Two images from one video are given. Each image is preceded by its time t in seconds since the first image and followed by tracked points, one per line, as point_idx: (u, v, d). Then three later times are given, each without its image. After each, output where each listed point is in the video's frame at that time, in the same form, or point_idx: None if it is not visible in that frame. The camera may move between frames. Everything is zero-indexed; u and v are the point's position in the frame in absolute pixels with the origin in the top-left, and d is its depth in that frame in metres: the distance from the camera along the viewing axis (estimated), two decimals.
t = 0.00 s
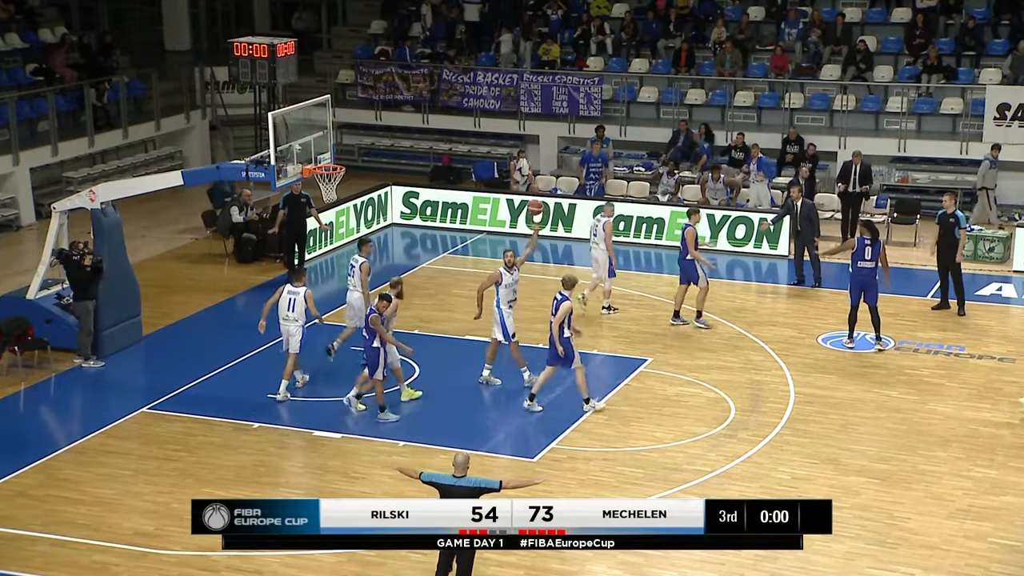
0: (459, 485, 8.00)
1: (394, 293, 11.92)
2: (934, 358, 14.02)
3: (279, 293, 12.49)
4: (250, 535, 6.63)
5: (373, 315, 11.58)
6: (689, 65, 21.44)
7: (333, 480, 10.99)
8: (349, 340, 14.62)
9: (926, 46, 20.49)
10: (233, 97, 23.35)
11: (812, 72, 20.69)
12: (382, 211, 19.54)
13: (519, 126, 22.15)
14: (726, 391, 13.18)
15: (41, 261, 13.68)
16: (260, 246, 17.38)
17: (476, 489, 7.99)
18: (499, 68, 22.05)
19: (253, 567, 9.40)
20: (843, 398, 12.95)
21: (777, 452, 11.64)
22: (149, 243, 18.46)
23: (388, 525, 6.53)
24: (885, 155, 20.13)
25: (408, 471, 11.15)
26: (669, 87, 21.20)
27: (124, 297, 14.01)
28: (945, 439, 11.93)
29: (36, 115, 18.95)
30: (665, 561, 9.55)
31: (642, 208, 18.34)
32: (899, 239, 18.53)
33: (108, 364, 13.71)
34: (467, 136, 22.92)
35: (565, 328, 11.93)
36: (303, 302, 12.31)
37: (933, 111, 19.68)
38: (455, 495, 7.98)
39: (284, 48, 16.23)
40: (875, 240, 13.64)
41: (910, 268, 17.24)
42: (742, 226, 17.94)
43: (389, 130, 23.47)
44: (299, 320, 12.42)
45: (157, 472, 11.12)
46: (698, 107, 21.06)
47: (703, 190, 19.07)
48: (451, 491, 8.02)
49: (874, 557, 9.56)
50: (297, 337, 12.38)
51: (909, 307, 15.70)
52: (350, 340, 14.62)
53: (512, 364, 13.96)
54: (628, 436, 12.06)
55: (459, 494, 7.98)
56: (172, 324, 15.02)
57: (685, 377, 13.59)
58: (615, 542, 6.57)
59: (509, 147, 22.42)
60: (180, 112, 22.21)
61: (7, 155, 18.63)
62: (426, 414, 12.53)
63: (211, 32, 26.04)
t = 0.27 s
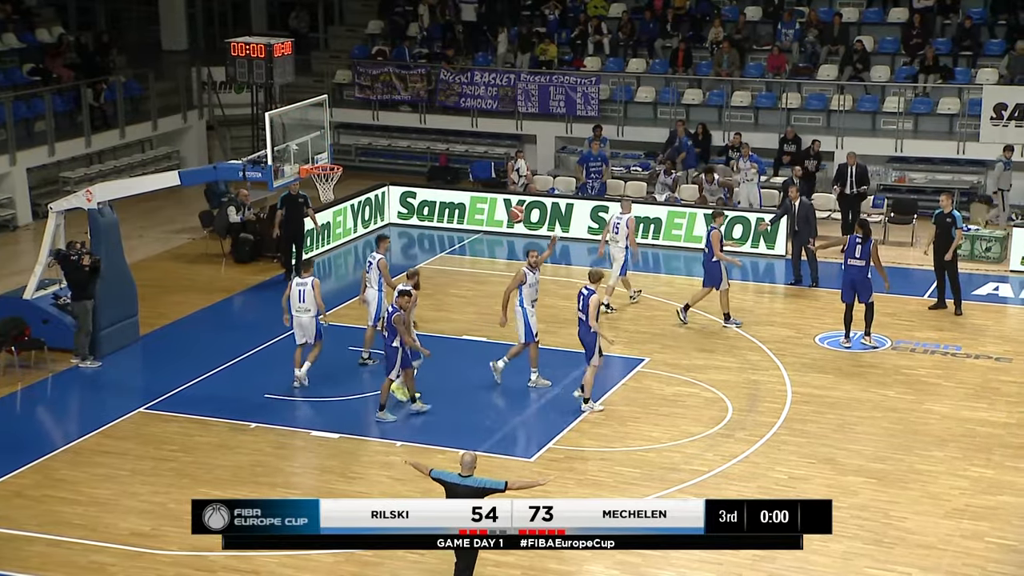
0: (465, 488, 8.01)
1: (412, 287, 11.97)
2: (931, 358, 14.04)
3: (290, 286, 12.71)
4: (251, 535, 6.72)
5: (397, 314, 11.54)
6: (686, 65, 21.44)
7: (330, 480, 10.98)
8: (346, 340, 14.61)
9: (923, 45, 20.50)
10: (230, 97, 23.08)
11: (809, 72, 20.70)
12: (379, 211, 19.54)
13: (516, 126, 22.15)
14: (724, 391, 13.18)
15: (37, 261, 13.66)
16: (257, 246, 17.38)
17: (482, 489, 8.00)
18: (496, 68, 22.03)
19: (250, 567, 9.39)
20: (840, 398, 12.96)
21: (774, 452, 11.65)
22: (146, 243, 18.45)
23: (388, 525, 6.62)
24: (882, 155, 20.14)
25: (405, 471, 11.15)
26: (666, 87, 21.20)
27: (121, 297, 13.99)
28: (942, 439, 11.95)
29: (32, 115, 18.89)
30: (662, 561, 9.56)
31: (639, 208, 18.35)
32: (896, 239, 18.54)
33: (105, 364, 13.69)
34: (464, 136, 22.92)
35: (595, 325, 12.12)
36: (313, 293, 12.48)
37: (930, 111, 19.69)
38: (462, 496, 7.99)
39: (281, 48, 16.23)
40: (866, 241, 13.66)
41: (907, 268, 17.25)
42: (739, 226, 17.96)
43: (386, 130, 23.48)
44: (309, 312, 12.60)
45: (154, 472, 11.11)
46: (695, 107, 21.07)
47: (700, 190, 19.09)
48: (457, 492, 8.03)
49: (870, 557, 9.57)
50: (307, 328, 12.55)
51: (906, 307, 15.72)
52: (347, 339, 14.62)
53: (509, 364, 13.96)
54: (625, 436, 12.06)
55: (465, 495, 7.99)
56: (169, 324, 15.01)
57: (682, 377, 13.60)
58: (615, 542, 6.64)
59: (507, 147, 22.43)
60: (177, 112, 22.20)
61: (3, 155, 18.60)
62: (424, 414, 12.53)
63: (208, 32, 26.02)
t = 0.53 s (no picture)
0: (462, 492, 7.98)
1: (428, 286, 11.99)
2: (918, 357, 14.09)
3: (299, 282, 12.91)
4: (251, 535, 6.82)
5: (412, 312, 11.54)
6: (674, 65, 21.46)
7: (318, 480, 10.97)
8: (334, 340, 14.58)
9: (910, 45, 20.56)
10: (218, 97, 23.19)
11: (796, 72, 20.74)
12: (367, 211, 19.51)
13: (504, 126, 22.15)
14: (712, 391, 13.20)
15: (25, 261, 13.60)
16: (245, 246, 17.34)
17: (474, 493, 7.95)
18: (485, 68, 22.01)
19: (238, 567, 9.37)
20: (828, 397, 13.00)
21: (762, 451, 11.67)
22: (133, 243, 18.39)
23: (388, 525, 6.69)
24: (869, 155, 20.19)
25: (393, 472, 11.13)
26: (655, 87, 21.22)
27: (108, 297, 13.94)
28: (929, 438, 11.99)
29: (19, 115, 18.80)
30: (650, 561, 9.57)
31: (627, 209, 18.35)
32: (883, 239, 18.59)
33: (92, 365, 13.65)
34: (453, 136, 22.90)
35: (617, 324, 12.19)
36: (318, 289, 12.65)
37: (917, 110, 19.74)
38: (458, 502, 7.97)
39: (269, 48, 16.18)
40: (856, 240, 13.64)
41: (895, 268, 17.30)
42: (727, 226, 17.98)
43: (375, 130, 23.45)
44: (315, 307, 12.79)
45: (141, 473, 11.08)
46: (684, 107, 21.11)
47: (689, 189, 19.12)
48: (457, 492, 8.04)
49: (858, 555, 9.60)
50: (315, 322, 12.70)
51: (893, 306, 15.78)
52: (336, 340, 14.59)
53: (498, 364, 13.94)
54: (614, 436, 12.07)
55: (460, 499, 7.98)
56: (157, 325, 14.96)
57: (670, 377, 13.62)
58: (614, 542, 6.72)
59: (495, 147, 22.44)
60: (164, 112, 22.13)
61: None
62: (413, 415, 12.52)
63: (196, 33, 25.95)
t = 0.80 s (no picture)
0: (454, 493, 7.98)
1: (438, 280, 12.14)
2: (903, 355, 14.15)
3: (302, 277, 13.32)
4: (250, 535, 6.66)
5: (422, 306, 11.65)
6: (660, 64, 21.46)
7: (305, 481, 10.95)
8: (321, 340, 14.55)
9: (894, 45, 20.64)
10: (203, 97, 23.14)
11: (782, 71, 20.80)
12: (354, 211, 19.48)
13: (490, 126, 22.15)
14: (698, 390, 13.23)
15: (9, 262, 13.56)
16: (231, 246, 17.30)
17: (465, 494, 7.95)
18: (471, 68, 22.00)
19: (224, 569, 9.34)
20: (813, 396, 13.04)
21: (748, 450, 11.70)
22: (118, 244, 18.33)
23: (388, 525, 6.52)
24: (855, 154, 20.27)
25: (380, 472, 11.12)
26: (641, 87, 21.25)
27: (93, 298, 13.89)
28: (914, 436, 12.04)
29: (3, 115, 18.73)
30: (637, 561, 9.58)
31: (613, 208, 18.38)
32: (869, 238, 18.66)
33: (77, 366, 13.59)
34: (439, 136, 22.89)
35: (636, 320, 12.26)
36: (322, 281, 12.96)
37: (902, 110, 19.80)
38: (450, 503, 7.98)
39: (254, 48, 16.14)
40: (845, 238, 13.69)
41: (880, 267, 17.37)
42: (713, 226, 18.02)
43: (361, 130, 23.42)
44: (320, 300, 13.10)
45: (126, 474, 11.04)
46: (670, 106, 21.15)
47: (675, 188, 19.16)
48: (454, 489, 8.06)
49: (844, 554, 9.63)
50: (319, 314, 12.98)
51: (878, 305, 15.84)
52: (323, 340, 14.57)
53: (486, 364, 13.94)
54: (600, 435, 12.08)
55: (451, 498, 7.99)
56: (142, 325, 14.91)
57: (657, 376, 13.64)
58: (615, 542, 6.56)
59: (481, 147, 22.44)
60: (149, 112, 22.07)
61: None
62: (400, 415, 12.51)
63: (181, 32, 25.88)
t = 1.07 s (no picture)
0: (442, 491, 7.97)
1: (444, 280, 12.25)
2: (883, 354, 14.21)
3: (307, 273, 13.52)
4: (250, 535, 6.75)
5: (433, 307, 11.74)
6: (642, 64, 21.50)
7: (286, 481, 10.92)
8: (303, 340, 14.52)
9: (875, 45, 20.73)
10: (184, 97, 23.11)
11: (763, 71, 20.87)
12: (336, 211, 19.45)
13: (473, 126, 22.14)
14: (680, 389, 13.27)
15: None
16: (212, 246, 17.23)
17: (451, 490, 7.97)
18: (453, 68, 21.98)
19: (205, 569, 9.30)
20: (795, 395, 13.09)
21: (730, 449, 11.74)
22: (98, 244, 18.22)
23: (388, 525, 6.59)
24: (835, 154, 20.35)
25: (362, 472, 11.11)
26: (622, 86, 21.28)
27: (73, 299, 13.82)
28: (895, 434, 12.10)
29: None
30: (619, 560, 9.60)
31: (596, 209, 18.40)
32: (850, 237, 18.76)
33: (57, 368, 13.49)
34: (421, 136, 22.88)
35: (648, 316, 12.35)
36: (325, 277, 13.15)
37: (883, 109, 19.92)
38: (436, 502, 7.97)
39: (235, 48, 16.10)
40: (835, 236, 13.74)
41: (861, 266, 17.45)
42: (695, 225, 18.06)
43: (342, 130, 23.37)
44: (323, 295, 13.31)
45: (106, 475, 10.98)
46: (651, 106, 21.19)
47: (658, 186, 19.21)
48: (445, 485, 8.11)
49: (825, 552, 9.68)
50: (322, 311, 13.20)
51: (859, 304, 15.91)
52: (305, 340, 14.53)
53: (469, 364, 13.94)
54: (583, 434, 12.09)
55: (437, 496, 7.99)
56: (122, 326, 14.84)
57: (639, 375, 13.67)
58: (615, 542, 6.67)
59: (463, 146, 22.42)
60: (129, 112, 21.97)
61: None
62: (383, 415, 12.50)
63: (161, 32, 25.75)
